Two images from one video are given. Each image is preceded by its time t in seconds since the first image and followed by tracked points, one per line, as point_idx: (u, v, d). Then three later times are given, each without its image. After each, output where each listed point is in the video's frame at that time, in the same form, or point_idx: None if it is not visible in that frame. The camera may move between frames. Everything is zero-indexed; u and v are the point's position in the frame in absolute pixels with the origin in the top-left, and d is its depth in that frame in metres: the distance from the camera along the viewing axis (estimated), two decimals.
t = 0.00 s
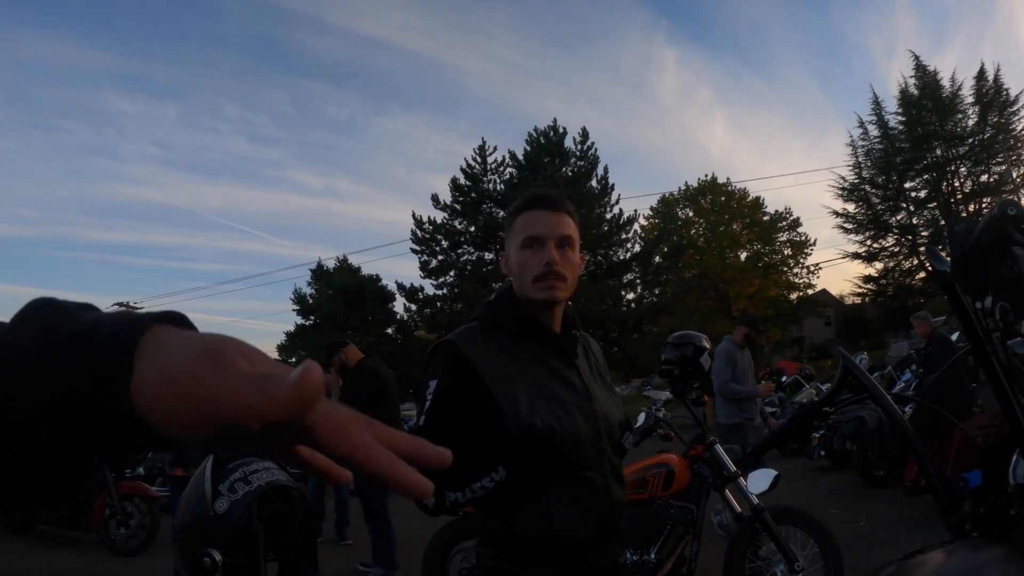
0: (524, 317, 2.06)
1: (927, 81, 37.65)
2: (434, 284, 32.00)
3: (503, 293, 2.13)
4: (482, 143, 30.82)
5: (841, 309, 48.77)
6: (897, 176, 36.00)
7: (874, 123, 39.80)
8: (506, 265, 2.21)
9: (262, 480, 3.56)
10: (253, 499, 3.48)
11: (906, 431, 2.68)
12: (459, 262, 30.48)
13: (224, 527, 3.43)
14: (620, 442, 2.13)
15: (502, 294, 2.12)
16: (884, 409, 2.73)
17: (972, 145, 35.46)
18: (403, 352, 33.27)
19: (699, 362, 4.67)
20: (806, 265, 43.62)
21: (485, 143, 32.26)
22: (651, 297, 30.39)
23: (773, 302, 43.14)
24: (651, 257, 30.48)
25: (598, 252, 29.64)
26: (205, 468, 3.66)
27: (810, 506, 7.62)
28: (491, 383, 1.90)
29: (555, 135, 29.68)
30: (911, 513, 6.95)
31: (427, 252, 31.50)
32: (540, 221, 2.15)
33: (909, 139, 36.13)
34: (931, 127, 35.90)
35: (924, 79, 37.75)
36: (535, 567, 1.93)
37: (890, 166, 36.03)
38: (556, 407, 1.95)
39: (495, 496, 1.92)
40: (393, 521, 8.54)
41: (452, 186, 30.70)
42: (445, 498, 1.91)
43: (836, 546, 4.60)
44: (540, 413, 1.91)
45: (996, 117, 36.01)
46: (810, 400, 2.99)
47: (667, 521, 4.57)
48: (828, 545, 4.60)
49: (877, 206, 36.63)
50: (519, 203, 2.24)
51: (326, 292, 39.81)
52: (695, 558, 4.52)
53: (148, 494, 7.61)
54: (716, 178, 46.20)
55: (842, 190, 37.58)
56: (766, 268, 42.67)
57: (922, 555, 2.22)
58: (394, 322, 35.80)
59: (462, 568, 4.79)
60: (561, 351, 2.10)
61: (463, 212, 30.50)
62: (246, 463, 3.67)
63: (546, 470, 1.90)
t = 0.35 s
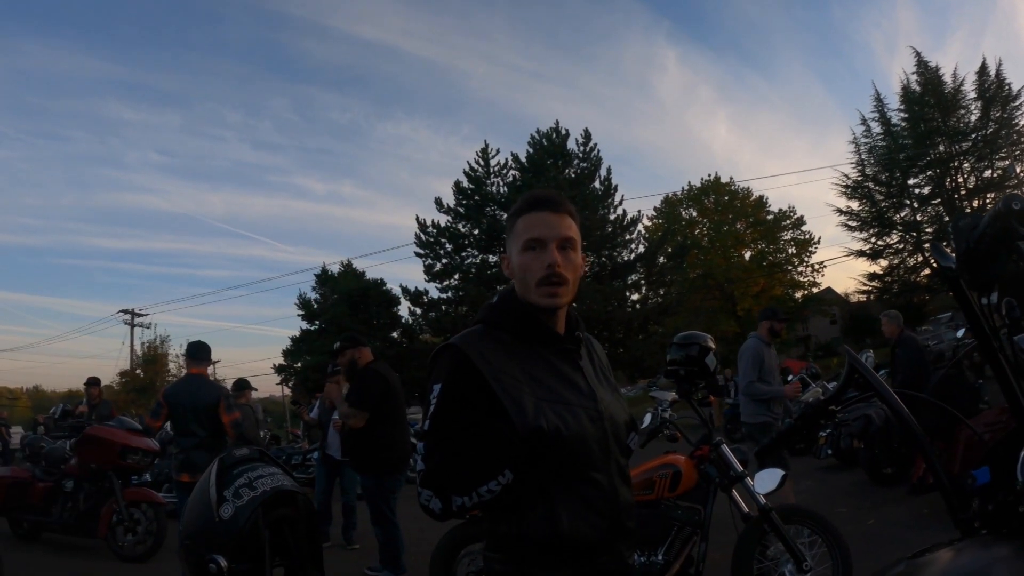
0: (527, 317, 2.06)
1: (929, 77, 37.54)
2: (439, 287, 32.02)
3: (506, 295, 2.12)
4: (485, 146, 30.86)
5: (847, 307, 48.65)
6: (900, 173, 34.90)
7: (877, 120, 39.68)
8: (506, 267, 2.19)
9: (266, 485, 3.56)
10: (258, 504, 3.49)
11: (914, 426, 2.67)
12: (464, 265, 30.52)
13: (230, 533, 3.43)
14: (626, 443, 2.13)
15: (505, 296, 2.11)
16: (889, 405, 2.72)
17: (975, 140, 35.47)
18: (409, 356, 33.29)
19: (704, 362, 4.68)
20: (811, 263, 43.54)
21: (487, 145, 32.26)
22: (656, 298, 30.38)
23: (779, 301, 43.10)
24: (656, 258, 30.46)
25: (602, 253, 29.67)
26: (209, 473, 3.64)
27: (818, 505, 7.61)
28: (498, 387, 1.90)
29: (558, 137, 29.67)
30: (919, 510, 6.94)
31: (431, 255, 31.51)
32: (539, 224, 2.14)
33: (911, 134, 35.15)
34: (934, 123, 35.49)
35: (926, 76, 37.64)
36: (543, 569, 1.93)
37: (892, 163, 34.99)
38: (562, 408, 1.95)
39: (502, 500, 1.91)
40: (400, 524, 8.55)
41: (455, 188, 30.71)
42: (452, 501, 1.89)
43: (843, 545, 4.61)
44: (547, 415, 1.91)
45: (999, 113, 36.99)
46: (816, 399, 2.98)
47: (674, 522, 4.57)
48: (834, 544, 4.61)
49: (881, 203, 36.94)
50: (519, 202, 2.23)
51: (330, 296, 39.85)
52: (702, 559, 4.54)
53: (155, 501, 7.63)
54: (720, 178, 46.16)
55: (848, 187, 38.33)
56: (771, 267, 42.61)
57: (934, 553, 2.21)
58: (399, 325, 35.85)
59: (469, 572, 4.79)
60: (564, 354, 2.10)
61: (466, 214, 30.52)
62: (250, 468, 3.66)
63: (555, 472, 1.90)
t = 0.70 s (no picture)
0: (535, 307, 2.04)
1: (933, 61, 37.23)
2: (445, 282, 32.04)
3: (514, 286, 2.10)
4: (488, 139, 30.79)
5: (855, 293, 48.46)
6: (906, 158, 35.55)
7: (882, 106, 39.40)
8: (513, 260, 2.17)
9: (276, 480, 3.56)
10: (268, 500, 3.49)
11: (928, 412, 2.65)
12: (469, 259, 30.50)
13: (241, 528, 3.43)
14: (638, 432, 2.11)
15: (514, 288, 2.09)
16: (902, 389, 2.70)
17: (980, 125, 34.78)
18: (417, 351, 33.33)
19: (714, 350, 4.67)
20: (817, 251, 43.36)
21: (491, 139, 32.22)
22: (662, 288, 30.37)
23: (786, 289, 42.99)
24: (662, 249, 30.39)
25: (608, 244, 29.69)
26: (219, 470, 3.64)
27: (830, 492, 7.59)
28: (508, 378, 1.88)
29: (561, 129, 29.56)
30: (932, 497, 6.92)
31: (437, 250, 31.54)
32: (545, 217, 2.11)
33: (916, 120, 35.43)
34: (938, 108, 35.23)
35: (930, 60, 37.32)
36: (557, 558, 1.92)
37: (898, 149, 35.66)
38: (573, 398, 1.94)
39: (513, 489, 1.90)
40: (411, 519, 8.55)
41: (460, 182, 30.66)
42: (463, 493, 1.88)
43: (857, 533, 4.59)
44: (557, 405, 1.89)
45: (1004, 96, 35.52)
46: (829, 385, 2.96)
47: (687, 512, 4.55)
48: (848, 532, 4.59)
49: (887, 189, 36.74)
50: (525, 195, 2.21)
51: (337, 292, 39.86)
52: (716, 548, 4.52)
53: (167, 501, 7.65)
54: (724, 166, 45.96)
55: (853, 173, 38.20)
56: (777, 256, 42.49)
57: (951, 538, 2.19)
58: (406, 321, 35.89)
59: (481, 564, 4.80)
60: (574, 344, 2.08)
61: (471, 208, 30.48)
62: (260, 465, 3.66)
63: (568, 463, 1.89)
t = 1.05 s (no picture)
0: (524, 291, 2.05)
1: (921, 49, 37.31)
2: (433, 269, 31.98)
3: (501, 270, 2.11)
4: (475, 126, 30.70)
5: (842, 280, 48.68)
6: (893, 147, 35.61)
7: (870, 94, 39.46)
8: (500, 242, 2.17)
9: (263, 467, 3.57)
10: (256, 486, 3.49)
11: (910, 395, 2.67)
12: (457, 246, 30.45)
13: (229, 515, 3.43)
14: (624, 417, 2.12)
15: (501, 273, 2.10)
16: (885, 373, 2.71)
17: (968, 115, 34.96)
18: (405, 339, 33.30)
19: (700, 335, 4.70)
20: (804, 238, 43.51)
21: (479, 126, 32.11)
22: (650, 275, 30.40)
23: (774, 276, 43.17)
24: (649, 235, 30.41)
25: (595, 231, 29.82)
26: (205, 458, 3.63)
27: (816, 476, 7.65)
28: (494, 360, 1.89)
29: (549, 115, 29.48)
30: (917, 482, 6.99)
31: (425, 237, 31.45)
32: (534, 197, 2.11)
33: (904, 109, 35.27)
34: (926, 97, 35.10)
35: (918, 48, 37.39)
36: (540, 544, 1.93)
37: (886, 138, 35.67)
38: (559, 380, 1.95)
39: (500, 471, 1.92)
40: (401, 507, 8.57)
41: (447, 169, 30.55)
42: (450, 476, 1.89)
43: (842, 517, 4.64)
44: (542, 388, 1.90)
45: (992, 86, 35.87)
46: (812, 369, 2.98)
47: (673, 497, 4.59)
48: (833, 516, 4.64)
49: (874, 176, 36.85)
50: (513, 175, 2.20)
51: (325, 281, 39.74)
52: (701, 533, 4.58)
53: (158, 491, 7.62)
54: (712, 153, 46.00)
55: (840, 162, 38.16)
56: (765, 243, 42.62)
57: (935, 522, 2.21)
58: (395, 309, 35.84)
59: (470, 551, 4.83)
60: (560, 327, 2.09)
61: (459, 195, 30.41)
62: (247, 451, 3.66)
63: (554, 447, 1.89)
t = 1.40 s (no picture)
0: (522, 289, 2.05)
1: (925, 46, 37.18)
2: (437, 267, 31.97)
3: (499, 268, 2.11)
4: (479, 124, 30.69)
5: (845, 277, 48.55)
6: (898, 144, 35.68)
7: (874, 91, 39.34)
8: (497, 239, 2.17)
9: (262, 466, 3.57)
10: (255, 485, 3.49)
11: (915, 393, 2.65)
12: (461, 244, 30.41)
13: (228, 513, 3.43)
14: (623, 415, 2.11)
15: (499, 270, 2.09)
16: (889, 371, 2.69)
17: (972, 111, 34.87)
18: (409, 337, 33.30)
19: (703, 333, 4.69)
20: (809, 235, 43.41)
21: (482, 123, 32.09)
22: (654, 272, 30.32)
23: (778, 273, 43.10)
24: (653, 232, 30.38)
25: (599, 229, 29.78)
26: (205, 457, 3.64)
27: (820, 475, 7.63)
28: (492, 357, 1.89)
29: (552, 113, 29.47)
30: (921, 481, 6.96)
31: (429, 235, 31.42)
32: (529, 194, 2.11)
33: (908, 105, 35.49)
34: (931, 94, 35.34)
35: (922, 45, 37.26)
36: (538, 543, 1.93)
37: (891, 135, 35.71)
38: (557, 379, 1.94)
39: (498, 471, 1.91)
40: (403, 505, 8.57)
41: (451, 167, 30.57)
42: (448, 475, 1.89)
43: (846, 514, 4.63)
44: (541, 387, 1.90)
45: (997, 83, 35.43)
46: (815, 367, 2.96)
47: (676, 495, 4.59)
48: (837, 514, 4.62)
49: (879, 174, 36.75)
50: (509, 171, 2.20)
51: (329, 279, 39.75)
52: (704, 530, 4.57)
53: (161, 489, 7.62)
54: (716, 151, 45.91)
55: (844, 159, 38.01)
56: (769, 240, 42.53)
57: (939, 523, 2.20)
58: (398, 307, 35.84)
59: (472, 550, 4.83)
60: (559, 324, 2.09)
61: (463, 192, 30.44)
62: (246, 450, 3.66)
63: (552, 445, 1.89)
